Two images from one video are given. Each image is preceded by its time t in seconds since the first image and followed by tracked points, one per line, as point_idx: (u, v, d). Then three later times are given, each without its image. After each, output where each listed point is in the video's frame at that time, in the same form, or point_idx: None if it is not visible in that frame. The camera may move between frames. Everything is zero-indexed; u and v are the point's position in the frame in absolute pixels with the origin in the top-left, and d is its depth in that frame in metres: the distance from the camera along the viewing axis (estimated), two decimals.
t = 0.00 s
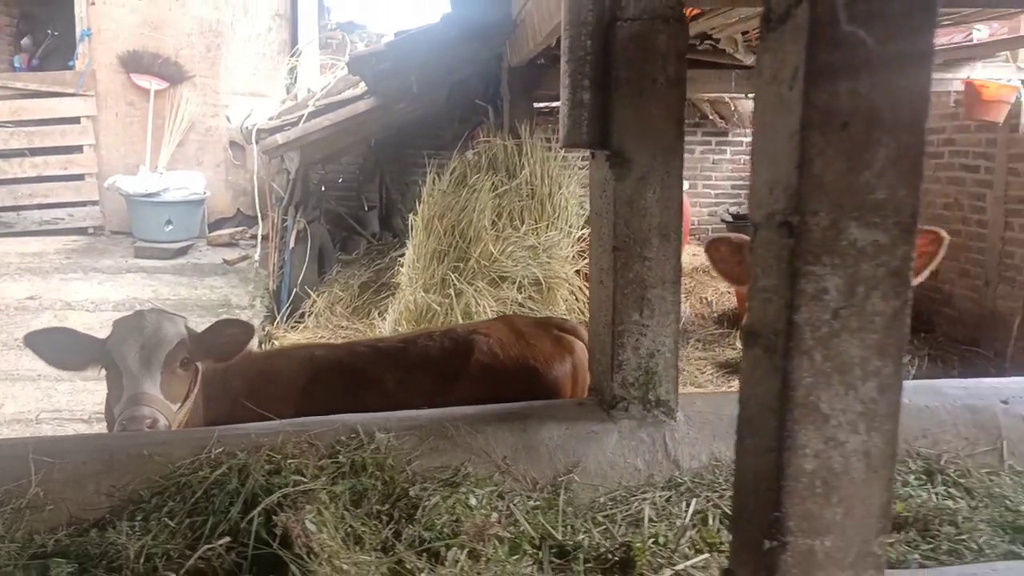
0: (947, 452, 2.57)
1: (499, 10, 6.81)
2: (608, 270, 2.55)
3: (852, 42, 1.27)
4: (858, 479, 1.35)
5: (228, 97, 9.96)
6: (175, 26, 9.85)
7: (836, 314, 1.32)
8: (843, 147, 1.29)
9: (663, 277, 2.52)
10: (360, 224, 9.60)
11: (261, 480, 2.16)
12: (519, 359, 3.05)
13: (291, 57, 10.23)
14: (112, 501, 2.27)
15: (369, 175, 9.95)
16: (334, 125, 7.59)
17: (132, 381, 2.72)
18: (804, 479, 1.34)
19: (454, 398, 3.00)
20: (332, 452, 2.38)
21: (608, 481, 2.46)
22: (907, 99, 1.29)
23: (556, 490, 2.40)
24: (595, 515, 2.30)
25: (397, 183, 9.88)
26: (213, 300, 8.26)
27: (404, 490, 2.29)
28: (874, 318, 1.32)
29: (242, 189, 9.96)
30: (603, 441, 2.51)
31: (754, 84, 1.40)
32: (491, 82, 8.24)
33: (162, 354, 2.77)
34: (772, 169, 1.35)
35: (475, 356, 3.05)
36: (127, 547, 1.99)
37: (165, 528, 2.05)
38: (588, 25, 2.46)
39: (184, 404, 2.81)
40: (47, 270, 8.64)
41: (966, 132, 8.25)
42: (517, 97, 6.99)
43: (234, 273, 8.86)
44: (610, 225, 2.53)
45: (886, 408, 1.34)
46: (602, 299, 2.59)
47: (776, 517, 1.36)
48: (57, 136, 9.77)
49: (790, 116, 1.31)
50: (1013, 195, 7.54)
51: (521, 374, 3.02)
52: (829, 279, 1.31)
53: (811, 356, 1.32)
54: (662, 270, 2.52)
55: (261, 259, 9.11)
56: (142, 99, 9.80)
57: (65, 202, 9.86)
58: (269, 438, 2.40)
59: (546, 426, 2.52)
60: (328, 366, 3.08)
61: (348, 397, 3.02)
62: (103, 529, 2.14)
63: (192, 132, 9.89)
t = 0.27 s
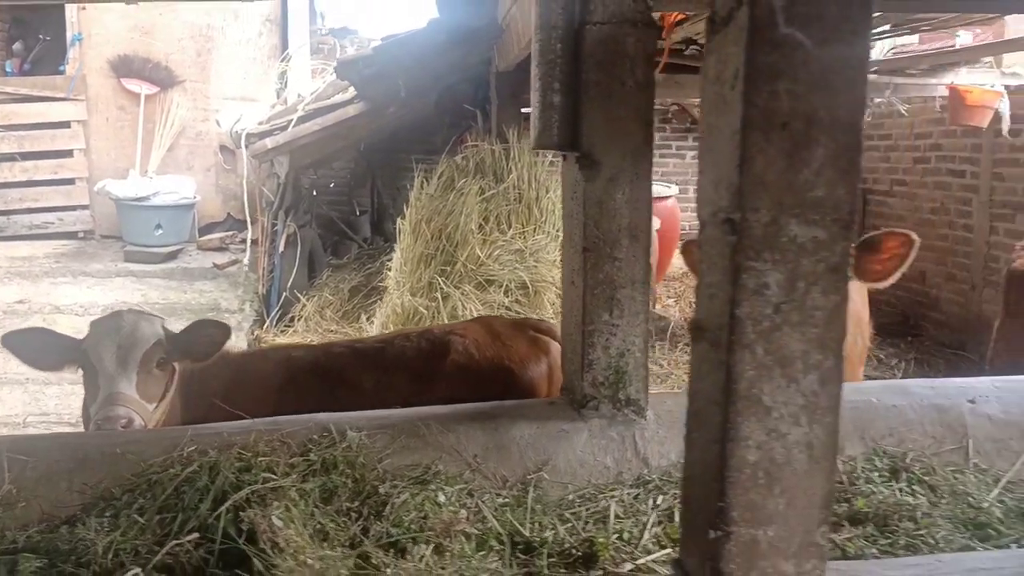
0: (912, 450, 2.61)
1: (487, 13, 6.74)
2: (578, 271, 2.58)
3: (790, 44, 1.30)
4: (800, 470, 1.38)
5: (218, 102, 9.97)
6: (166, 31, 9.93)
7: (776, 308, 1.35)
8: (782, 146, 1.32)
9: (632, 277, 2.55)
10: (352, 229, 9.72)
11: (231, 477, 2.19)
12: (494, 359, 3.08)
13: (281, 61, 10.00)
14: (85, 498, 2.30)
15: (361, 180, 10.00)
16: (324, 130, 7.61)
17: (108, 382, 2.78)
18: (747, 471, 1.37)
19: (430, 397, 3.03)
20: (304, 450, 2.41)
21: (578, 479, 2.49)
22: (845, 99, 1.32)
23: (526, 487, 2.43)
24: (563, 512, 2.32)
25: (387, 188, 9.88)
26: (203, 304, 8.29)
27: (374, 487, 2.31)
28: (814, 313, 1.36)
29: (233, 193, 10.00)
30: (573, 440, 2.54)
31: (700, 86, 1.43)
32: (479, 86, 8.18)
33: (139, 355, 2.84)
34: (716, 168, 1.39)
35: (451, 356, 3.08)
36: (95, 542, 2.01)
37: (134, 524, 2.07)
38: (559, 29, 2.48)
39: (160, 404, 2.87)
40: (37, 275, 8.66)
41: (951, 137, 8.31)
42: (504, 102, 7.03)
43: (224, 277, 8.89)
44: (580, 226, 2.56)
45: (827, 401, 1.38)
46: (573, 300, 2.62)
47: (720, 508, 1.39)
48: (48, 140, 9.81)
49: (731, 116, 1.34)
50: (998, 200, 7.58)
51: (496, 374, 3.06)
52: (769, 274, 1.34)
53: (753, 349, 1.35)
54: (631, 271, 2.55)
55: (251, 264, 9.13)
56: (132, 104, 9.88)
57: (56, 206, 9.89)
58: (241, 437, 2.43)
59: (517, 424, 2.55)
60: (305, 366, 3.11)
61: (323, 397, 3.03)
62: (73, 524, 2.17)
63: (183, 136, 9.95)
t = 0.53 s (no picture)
0: (869, 449, 2.65)
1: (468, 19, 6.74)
2: (542, 273, 2.62)
3: (718, 53, 1.34)
4: (729, 465, 1.43)
5: (206, 107, 10.04)
6: (154, 37, 9.99)
7: (706, 307, 1.39)
8: (710, 150, 1.36)
9: (595, 280, 2.60)
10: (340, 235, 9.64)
11: (196, 476, 2.23)
12: (465, 361, 3.13)
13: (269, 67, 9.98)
14: (52, 497, 2.33)
15: (350, 186, 10.05)
16: (310, 135, 7.65)
17: (80, 384, 2.90)
18: (678, 465, 1.42)
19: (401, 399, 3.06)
20: (270, 450, 2.45)
21: (540, 478, 2.54)
22: (771, 105, 1.36)
23: (488, 486, 2.47)
24: (523, 510, 2.36)
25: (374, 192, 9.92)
26: (189, 308, 8.33)
27: (337, 486, 2.35)
28: (742, 311, 1.40)
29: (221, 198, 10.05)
30: (536, 439, 2.58)
31: (635, 91, 1.48)
32: (465, 91, 8.18)
33: (110, 358, 2.96)
34: (649, 172, 1.43)
35: (421, 358, 3.12)
36: (59, 539, 2.05)
37: (99, 522, 2.11)
38: (520, 36, 2.51)
39: (130, 405, 2.99)
40: (24, 279, 8.69)
41: (933, 143, 8.37)
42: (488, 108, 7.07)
43: (211, 282, 8.93)
44: (543, 230, 2.61)
45: (756, 397, 1.42)
46: (537, 302, 2.66)
47: (653, 501, 1.44)
48: (36, 146, 9.86)
49: (662, 120, 1.38)
50: (978, 206, 7.64)
51: (466, 375, 3.10)
52: (699, 274, 1.38)
53: (683, 347, 1.40)
54: (594, 274, 2.60)
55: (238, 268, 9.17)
56: (121, 110, 9.96)
57: (44, 211, 9.92)
58: (209, 437, 2.47)
59: (482, 425, 2.59)
60: (277, 367, 3.13)
61: (295, 400, 3.05)
62: (39, 523, 2.20)
63: (171, 141, 10.01)
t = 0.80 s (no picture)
0: (826, 451, 2.70)
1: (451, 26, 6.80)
2: (503, 278, 2.66)
3: (645, 63, 1.38)
4: (660, 463, 1.47)
5: (193, 113, 10.10)
6: (140, 43, 10.03)
7: (636, 310, 1.43)
8: (638, 157, 1.40)
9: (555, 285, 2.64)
10: (326, 240, 9.78)
11: (156, 478, 2.26)
12: (432, 365, 3.17)
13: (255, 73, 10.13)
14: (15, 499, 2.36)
15: (337, 192, 10.08)
16: (294, 141, 7.67)
17: (46, 387, 2.95)
18: (609, 463, 1.46)
19: (368, 402, 3.10)
20: (233, 452, 2.48)
21: (500, 480, 2.57)
22: (698, 112, 1.40)
23: (448, 487, 2.51)
24: (482, 511, 2.40)
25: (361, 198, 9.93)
26: (174, 314, 8.34)
27: (298, 487, 2.38)
28: (672, 313, 1.44)
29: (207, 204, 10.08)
30: (497, 441, 2.62)
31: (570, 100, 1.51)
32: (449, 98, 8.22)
33: (76, 361, 3.02)
34: (581, 179, 1.46)
35: (389, 361, 3.16)
36: (18, 539, 2.08)
37: (58, 522, 2.14)
38: (482, 44, 2.55)
39: (97, 408, 3.05)
40: (9, 284, 8.70)
41: (913, 149, 8.44)
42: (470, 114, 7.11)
43: (196, 287, 8.94)
44: (504, 235, 2.65)
45: (685, 397, 1.47)
46: (499, 306, 2.70)
47: (585, 499, 1.47)
48: (22, 151, 9.87)
49: (593, 128, 1.42)
50: (956, 211, 7.71)
51: (433, 379, 3.14)
52: (628, 277, 1.42)
53: (614, 349, 1.43)
54: (554, 279, 2.64)
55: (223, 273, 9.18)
56: (107, 115, 10.00)
57: (30, 216, 9.93)
58: (172, 440, 2.50)
59: (444, 427, 2.63)
60: (246, 371, 3.16)
61: (263, 403, 3.08)
62: None
63: (157, 147, 10.05)
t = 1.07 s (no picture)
0: (778, 454, 2.74)
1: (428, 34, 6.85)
2: (460, 284, 2.70)
3: (571, 73, 1.41)
4: (589, 463, 1.50)
5: (172, 120, 10.16)
6: (120, 50, 10.10)
7: (564, 313, 1.46)
8: (564, 165, 1.43)
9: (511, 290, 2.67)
10: (309, 249, 9.66)
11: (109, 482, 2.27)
12: (395, 370, 3.22)
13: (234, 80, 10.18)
14: None
15: (320, 200, 10.11)
16: (272, 148, 7.67)
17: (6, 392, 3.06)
18: (539, 464, 1.49)
19: (331, 407, 3.14)
20: (188, 456, 2.50)
21: (456, 483, 2.61)
22: (622, 122, 1.44)
23: (403, 490, 2.54)
24: (435, 514, 2.43)
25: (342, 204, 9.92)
26: (152, 321, 8.34)
27: (253, 491, 2.40)
28: (599, 317, 1.47)
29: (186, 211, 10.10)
30: (453, 445, 2.66)
31: (502, 108, 1.54)
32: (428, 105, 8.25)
33: (36, 368, 3.13)
34: (512, 186, 1.49)
35: (352, 366, 3.20)
36: None
37: (10, 526, 2.14)
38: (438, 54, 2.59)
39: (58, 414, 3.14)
40: None
41: (888, 158, 8.53)
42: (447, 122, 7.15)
43: (175, 294, 8.94)
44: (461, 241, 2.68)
45: (614, 399, 1.50)
46: (456, 311, 2.73)
47: (516, 499, 1.50)
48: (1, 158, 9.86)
49: (521, 137, 1.45)
50: (929, 219, 7.78)
51: (395, 384, 3.20)
52: (556, 282, 1.45)
53: (543, 352, 1.46)
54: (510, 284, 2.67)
55: (202, 281, 9.18)
56: (86, 122, 10.05)
57: (8, 223, 9.91)
58: (128, 445, 2.51)
59: (400, 432, 2.66)
60: (211, 377, 3.19)
61: (228, 408, 3.11)
62: None
63: (137, 154, 10.09)
